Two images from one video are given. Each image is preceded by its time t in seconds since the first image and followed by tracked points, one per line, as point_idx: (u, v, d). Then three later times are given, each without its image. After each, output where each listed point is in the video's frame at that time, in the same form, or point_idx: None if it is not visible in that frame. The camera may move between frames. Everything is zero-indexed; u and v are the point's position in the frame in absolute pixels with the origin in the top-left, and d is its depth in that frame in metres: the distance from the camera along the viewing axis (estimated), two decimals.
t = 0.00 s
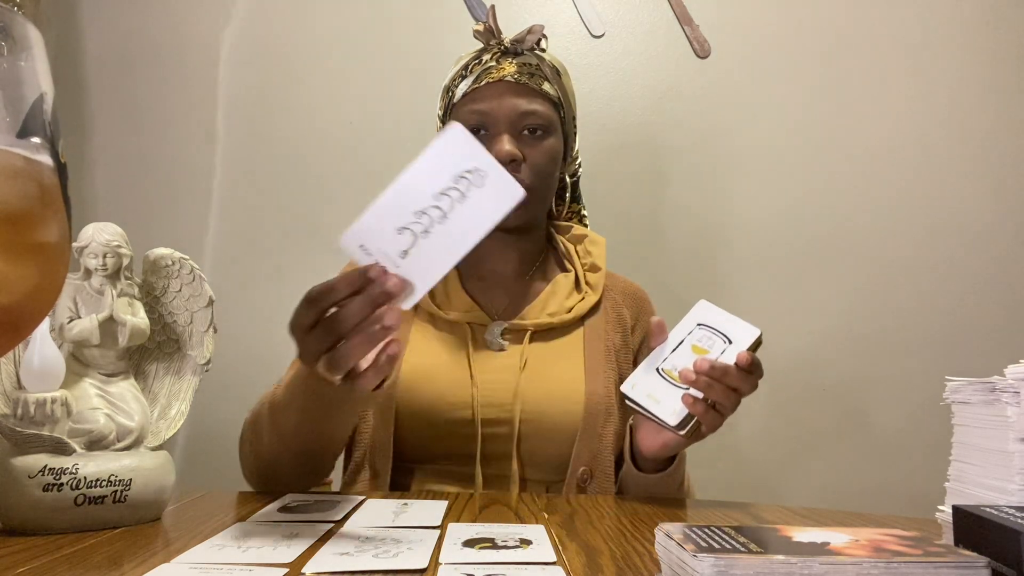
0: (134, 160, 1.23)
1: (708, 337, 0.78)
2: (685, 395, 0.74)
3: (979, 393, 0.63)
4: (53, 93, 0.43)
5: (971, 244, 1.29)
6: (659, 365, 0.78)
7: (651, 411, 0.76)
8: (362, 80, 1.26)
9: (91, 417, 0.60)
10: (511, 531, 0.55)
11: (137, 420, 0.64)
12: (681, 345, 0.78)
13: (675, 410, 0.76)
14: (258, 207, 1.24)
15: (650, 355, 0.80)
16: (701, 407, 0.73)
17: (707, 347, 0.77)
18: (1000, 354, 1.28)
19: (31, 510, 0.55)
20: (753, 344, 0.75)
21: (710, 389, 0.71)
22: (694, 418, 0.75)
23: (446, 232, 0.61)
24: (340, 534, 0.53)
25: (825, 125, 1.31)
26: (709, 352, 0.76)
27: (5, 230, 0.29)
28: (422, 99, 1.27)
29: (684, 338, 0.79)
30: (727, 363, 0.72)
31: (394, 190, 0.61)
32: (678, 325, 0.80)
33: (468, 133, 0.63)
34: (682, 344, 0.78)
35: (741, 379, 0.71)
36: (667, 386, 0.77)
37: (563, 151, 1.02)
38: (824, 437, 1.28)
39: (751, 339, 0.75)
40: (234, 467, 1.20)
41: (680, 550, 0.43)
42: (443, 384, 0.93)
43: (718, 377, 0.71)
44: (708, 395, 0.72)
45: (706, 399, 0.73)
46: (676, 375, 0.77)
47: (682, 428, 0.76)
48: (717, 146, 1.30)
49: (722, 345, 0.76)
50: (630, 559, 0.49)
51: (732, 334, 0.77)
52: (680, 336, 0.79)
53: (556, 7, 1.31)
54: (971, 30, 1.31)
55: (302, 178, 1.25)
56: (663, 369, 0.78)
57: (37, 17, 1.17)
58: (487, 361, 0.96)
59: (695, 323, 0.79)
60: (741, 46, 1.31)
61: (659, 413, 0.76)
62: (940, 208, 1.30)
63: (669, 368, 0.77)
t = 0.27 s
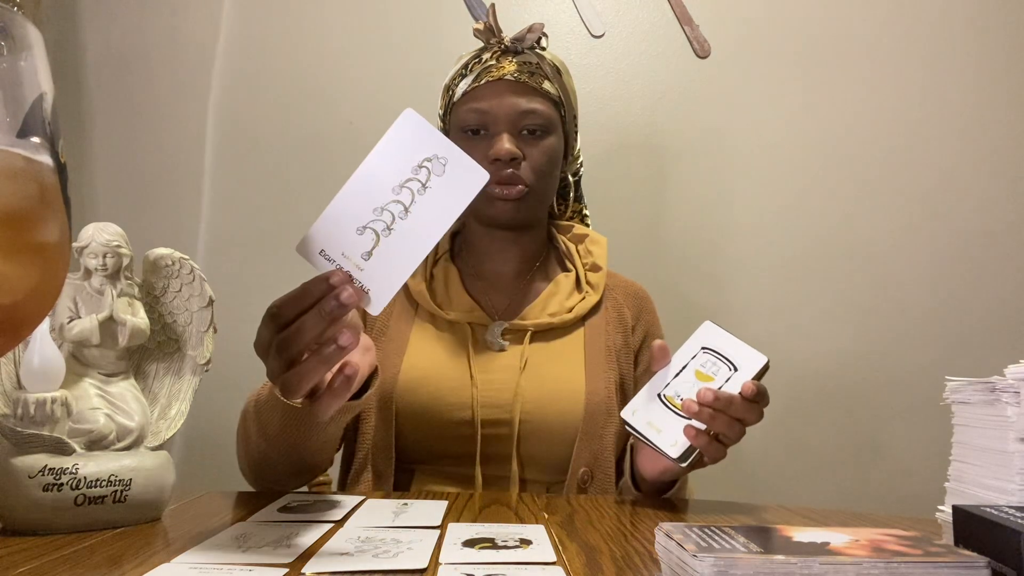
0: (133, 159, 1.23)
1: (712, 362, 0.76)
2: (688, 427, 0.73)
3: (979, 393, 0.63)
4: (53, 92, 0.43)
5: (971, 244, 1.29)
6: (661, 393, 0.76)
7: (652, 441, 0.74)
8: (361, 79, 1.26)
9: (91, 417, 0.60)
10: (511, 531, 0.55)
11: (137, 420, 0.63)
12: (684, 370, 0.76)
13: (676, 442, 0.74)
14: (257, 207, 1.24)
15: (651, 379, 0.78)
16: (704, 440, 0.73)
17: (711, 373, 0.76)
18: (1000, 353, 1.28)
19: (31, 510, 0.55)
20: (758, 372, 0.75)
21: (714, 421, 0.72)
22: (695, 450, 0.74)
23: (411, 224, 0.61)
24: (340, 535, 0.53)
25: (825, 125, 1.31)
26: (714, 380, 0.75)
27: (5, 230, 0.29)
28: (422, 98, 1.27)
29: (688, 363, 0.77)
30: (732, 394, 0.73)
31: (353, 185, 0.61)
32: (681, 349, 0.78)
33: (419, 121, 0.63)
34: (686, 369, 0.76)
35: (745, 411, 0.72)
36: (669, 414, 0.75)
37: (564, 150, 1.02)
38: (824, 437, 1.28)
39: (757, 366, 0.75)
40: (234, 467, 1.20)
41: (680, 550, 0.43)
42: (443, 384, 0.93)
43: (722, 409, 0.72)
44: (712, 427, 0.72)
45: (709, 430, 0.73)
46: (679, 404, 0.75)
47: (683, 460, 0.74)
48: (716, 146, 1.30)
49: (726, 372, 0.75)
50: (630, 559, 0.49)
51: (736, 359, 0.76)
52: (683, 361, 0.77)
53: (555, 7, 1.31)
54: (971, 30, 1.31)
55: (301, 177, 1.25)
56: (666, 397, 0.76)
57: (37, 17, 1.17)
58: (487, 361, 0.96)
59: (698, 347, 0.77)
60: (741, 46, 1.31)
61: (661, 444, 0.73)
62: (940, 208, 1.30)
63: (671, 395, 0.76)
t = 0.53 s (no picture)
0: (133, 159, 1.23)
1: (712, 373, 0.76)
2: (690, 441, 0.73)
3: (979, 393, 0.63)
4: (54, 92, 0.44)
5: (971, 244, 1.29)
6: (661, 405, 0.77)
7: (653, 454, 0.74)
8: (362, 79, 1.26)
9: (91, 416, 0.60)
10: (511, 531, 0.55)
11: (137, 420, 0.63)
12: (685, 382, 0.76)
13: (677, 456, 0.74)
14: (258, 207, 1.24)
15: (652, 392, 0.78)
16: (705, 453, 0.72)
17: (712, 385, 0.76)
18: (1000, 353, 1.28)
19: (31, 511, 0.55)
20: (761, 384, 0.74)
21: (716, 434, 0.72)
22: (698, 464, 0.74)
23: (404, 226, 0.61)
24: (340, 535, 0.53)
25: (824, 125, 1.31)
26: (715, 392, 0.75)
27: (5, 230, 0.29)
28: (421, 98, 1.27)
29: (688, 374, 0.77)
30: (733, 406, 0.73)
31: (349, 182, 0.61)
32: (681, 360, 0.78)
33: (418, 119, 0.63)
34: (686, 381, 0.77)
35: (747, 423, 0.72)
36: (670, 428, 0.75)
37: (566, 150, 1.02)
38: (824, 437, 1.28)
39: (758, 378, 0.74)
40: (234, 467, 1.20)
41: (680, 550, 0.43)
42: (444, 385, 0.93)
43: (724, 422, 0.72)
44: (713, 440, 0.72)
45: (711, 444, 0.73)
46: (680, 417, 0.75)
47: (685, 475, 0.74)
48: (717, 146, 1.30)
49: (727, 384, 0.75)
50: (630, 559, 0.49)
51: (737, 371, 0.76)
52: (684, 373, 0.77)
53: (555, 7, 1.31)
54: (971, 30, 1.31)
55: (301, 178, 1.25)
56: (667, 409, 0.76)
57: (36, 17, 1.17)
58: (488, 362, 0.96)
59: (698, 358, 0.77)
60: (741, 46, 1.31)
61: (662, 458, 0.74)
62: (940, 208, 1.30)
63: (672, 408, 0.76)
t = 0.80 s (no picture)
0: (133, 159, 1.23)
1: (711, 379, 0.76)
2: (688, 450, 0.73)
3: (979, 393, 0.63)
4: (54, 92, 0.44)
5: (970, 244, 1.29)
6: (659, 413, 0.77)
7: (651, 463, 0.75)
8: (362, 79, 1.26)
9: (91, 417, 0.60)
10: (511, 531, 0.55)
11: (137, 420, 0.63)
12: (683, 390, 0.76)
13: (676, 464, 0.74)
14: (259, 207, 1.24)
15: (650, 399, 0.78)
16: (704, 462, 0.73)
17: (710, 392, 0.75)
18: (1000, 353, 1.28)
19: (32, 511, 0.55)
20: (759, 390, 0.74)
21: (714, 443, 0.72)
22: (697, 472, 0.74)
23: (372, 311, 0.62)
24: (340, 534, 0.53)
25: (824, 125, 1.31)
26: (714, 399, 0.75)
27: (5, 230, 0.29)
28: (422, 98, 1.27)
29: (686, 382, 0.76)
30: (731, 413, 0.73)
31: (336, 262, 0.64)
32: (680, 366, 0.77)
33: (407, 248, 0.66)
34: (684, 388, 0.76)
35: (747, 431, 0.72)
36: (669, 436, 0.76)
37: (578, 150, 1.02)
38: (824, 437, 1.28)
39: (757, 384, 0.74)
40: (234, 467, 1.20)
41: (680, 550, 0.43)
42: (449, 385, 0.93)
43: (722, 431, 0.72)
44: (712, 448, 0.73)
45: (710, 452, 0.74)
46: (678, 424, 0.76)
47: (684, 483, 0.75)
48: (717, 146, 1.30)
49: (726, 391, 0.75)
50: (630, 559, 0.49)
51: (736, 377, 0.75)
52: (683, 379, 0.76)
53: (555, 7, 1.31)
54: (971, 29, 1.31)
55: (301, 178, 1.25)
56: (665, 416, 0.76)
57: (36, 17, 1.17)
58: (495, 364, 0.96)
59: (697, 364, 0.77)
60: (741, 46, 1.31)
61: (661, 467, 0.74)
62: (940, 207, 1.30)
63: (670, 415, 0.76)
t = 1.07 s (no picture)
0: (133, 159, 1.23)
1: (713, 383, 0.76)
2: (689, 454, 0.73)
3: (979, 393, 0.63)
4: (54, 92, 0.44)
5: (970, 244, 1.29)
6: (660, 417, 0.77)
7: (652, 466, 0.74)
8: (362, 79, 1.27)
9: (91, 416, 0.61)
10: (511, 531, 0.55)
11: (137, 420, 0.64)
12: (684, 393, 0.76)
13: (677, 468, 0.74)
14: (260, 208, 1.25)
15: (652, 402, 0.79)
16: (705, 466, 0.73)
17: (712, 395, 0.75)
18: (1000, 353, 1.28)
19: (30, 511, 0.54)
20: (762, 394, 0.73)
21: (715, 446, 0.72)
22: (697, 476, 0.74)
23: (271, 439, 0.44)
24: (340, 534, 0.53)
25: (824, 125, 1.31)
26: (715, 402, 0.75)
27: (7, 230, 0.29)
28: (422, 98, 1.27)
29: (688, 384, 0.76)
30: (733, 417, 0.73)
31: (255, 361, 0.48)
32: (681, 370, 0.78)
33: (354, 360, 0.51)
34: (686, 391, 0.76)
35: (749, 434, 0.73)
36: (670, 439, 0.76)
37: (595, 151, 1.02)
38: (824, 437, 1.28)
39: (759, 389, 0.73)
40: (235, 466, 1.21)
41: (680, 551, 0.43)
42: (463, 388, 0.92)
43: (723, 434, 0.72)
44: (714, 452, 0.73)
45: (711, 456, 0.74)
46: (680, 428, 0.75)
47: (684, 487, 0.74)
48: (717, 146, 1.30)
49: (728, 395, 0.75)
50: (630, 559, 0.49)
51: (738, 381, 0.75)
52: (683, 384, 0.76)
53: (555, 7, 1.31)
54: (971, 29, 1.31)
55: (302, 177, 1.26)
56: (666, 420, 0.76)
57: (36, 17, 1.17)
58: (507, 365, 0.96)
59: (698, 367, 0.77)
60: (741, 45, 1.31)
61: (661, 470, 0.74)
62: (940, 207, 1.30)
63: (672, 419, 0.76)
